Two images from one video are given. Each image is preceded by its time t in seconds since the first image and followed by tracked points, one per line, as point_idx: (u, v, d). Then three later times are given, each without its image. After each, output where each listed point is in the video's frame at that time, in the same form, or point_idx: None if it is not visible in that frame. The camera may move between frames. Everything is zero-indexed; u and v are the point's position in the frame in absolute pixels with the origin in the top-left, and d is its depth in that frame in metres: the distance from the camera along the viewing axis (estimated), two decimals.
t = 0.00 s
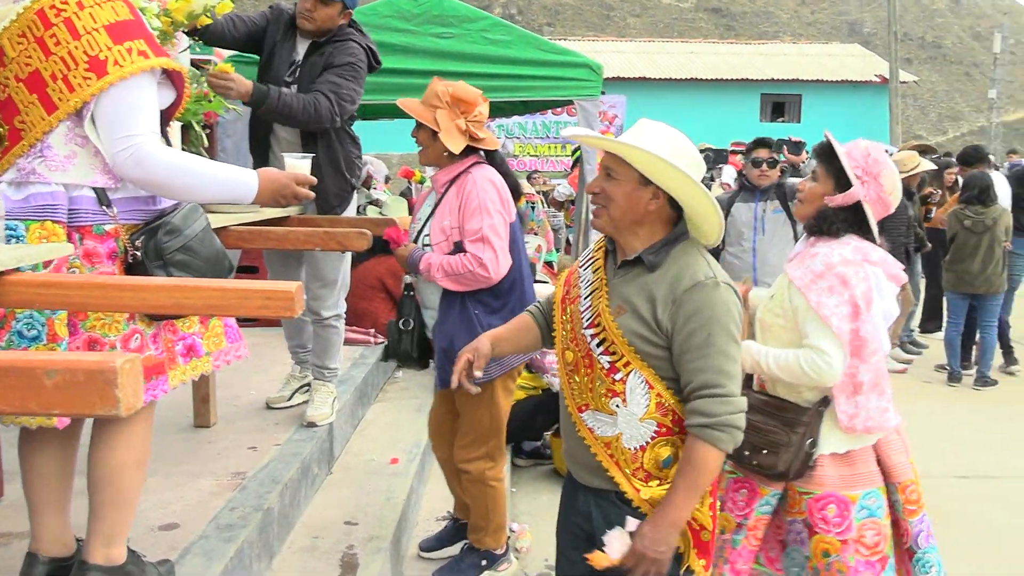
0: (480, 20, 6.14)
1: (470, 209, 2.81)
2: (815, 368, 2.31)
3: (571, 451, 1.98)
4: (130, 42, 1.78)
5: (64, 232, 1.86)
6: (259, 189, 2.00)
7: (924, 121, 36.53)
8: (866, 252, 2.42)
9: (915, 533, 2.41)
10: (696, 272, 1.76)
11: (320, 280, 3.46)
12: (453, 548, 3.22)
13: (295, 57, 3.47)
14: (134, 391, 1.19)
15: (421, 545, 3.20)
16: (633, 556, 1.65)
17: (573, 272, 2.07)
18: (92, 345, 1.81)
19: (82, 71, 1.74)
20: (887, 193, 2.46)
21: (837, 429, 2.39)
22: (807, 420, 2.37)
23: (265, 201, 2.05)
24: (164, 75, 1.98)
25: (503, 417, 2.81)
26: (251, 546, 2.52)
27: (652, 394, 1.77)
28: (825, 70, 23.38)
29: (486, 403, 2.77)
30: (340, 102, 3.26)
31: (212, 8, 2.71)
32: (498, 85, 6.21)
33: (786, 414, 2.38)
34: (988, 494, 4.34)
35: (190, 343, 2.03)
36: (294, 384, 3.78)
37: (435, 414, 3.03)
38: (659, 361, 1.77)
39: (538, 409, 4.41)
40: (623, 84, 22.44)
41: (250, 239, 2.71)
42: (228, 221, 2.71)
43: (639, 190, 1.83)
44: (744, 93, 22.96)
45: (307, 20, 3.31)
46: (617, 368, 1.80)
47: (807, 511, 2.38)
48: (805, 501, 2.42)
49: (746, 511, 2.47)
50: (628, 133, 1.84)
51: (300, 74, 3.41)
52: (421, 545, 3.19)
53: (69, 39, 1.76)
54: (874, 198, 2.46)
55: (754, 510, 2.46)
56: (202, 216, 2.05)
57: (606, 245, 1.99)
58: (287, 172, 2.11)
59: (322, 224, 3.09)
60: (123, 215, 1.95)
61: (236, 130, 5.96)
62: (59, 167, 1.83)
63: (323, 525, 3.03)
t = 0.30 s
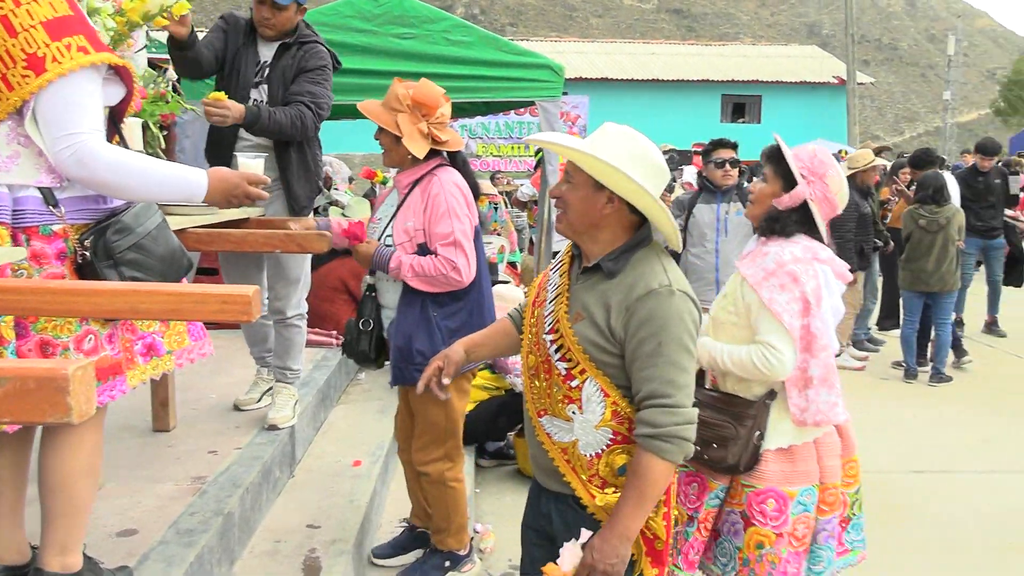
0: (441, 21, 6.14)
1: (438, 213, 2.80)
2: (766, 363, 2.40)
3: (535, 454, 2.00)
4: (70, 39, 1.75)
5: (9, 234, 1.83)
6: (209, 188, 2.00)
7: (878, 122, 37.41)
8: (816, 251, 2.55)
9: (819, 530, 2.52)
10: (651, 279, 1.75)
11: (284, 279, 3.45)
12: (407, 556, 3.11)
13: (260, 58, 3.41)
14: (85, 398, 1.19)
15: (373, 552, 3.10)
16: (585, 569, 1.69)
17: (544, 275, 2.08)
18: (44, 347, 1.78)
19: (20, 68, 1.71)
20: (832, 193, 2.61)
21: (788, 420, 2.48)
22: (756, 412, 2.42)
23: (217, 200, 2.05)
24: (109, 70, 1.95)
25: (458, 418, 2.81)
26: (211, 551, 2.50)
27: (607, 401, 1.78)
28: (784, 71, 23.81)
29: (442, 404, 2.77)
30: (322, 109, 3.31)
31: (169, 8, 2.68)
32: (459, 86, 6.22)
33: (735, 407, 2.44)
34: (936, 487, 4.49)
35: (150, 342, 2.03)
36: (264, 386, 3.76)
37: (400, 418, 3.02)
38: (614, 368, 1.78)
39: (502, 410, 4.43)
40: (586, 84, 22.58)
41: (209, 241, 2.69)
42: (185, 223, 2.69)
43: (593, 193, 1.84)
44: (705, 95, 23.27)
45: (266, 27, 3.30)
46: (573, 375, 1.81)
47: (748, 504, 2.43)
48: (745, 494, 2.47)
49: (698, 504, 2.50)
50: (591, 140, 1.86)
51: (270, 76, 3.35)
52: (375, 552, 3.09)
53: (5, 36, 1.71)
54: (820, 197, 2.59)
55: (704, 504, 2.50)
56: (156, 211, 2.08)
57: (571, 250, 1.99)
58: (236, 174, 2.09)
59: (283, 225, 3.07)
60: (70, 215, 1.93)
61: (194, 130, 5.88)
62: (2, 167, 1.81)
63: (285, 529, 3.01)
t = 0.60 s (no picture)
0: (420, 22, 6.14)
1: (421, 210, 2.79)
2: (728, 356, 2.45)
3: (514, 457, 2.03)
4: (39, 35, 1.74)
5: None
6: (186, 184, 2.00)
7: (855, 124, 37.84)
8: (776, 247, 2.60)
9: (807, 517, 2.55)
10: (623, 284, 1.75)
11: (267, 275, 3.47)
12: (387, 559, 3.11)
13: (239, 64, 3.37)
14: (60, 405, 1.19)
15: (353, 555, 3.11)
16: None
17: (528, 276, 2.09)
18: (26, 349, 1.79)
19: None
20: (791, 190, 2.69)
21: (753, 415, 2.51)
22: (724, 407, 2.47)
23: (194, 196, 2.05)
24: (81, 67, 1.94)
25: (436, 414, 2.83)
26: (191, 555, 2.49)
27: (577, 405, 1.79)
28: (763, 73, 24.02)
29: (420, 401, 2.79)
30: (313, 112, 3.40)
31: (145, 10, 2.67)
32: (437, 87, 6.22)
33: (704, 402, 2.48)
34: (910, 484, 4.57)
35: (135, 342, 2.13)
36: (245, 389, 3.75)
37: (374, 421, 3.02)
38: (584, 372, 1.79)
39: (482, 411, 4.44)
40: (567, 85, 22.64)
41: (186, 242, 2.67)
42: (162, 225, 2.68)
43: (560, 195, 1.85)
44: (685, 96, 23.43)
45: (237, 40, 3.27)
46: (545, 379, 1.82)
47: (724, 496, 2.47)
48: (721, 487, 2.51)
49: (674, 499, 2.55)
50: (559, 149, 1.86)
51: (255, 81, 3.32)
52: (355, 556, 3.09)
53: None
54: (780, 193, 2.67)
55: (681, 498, 2.54)
56: (135, 210, 2.08)
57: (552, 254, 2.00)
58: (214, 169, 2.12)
59: (260, 227, 3.06)
60: (48, 214, 1.92)
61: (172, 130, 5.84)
62: None
63: (265, 532, 3.01)
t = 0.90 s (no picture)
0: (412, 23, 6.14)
1: (412, 208, 2.80)
2: (726, 364, 2.47)
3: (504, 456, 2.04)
4: (35, 38, 1.74)
5: None
6: (179, 186, 2.01)
7: (846, 126, 38.02)
8: (759, 254, 2.64)
9: (781, 517, 2.60)
10: (610, 289, 1.76)
11: (262, 272, 3.47)
12: (378, 560, 3.11)
13: (227, 70, 3.37)
14: (55, 410, 1.20)
15: (345, 556, 3.11)
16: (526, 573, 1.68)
17: (521, 276, 2.11)
18: (27, 350, 1.87)
19: None
20: (769, 198, 2.71)
21: (745, 416, 2.55)
22: (711, 412, 2.50)
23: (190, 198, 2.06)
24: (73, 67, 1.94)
25: (429, 410, 2.85)
26: (182, 556, 2.49)
27: (561, 407, 1.80)
28: (755, 75, 24.11)
29: (412, 397, 2.81)
30: (302, 114, 3.41)
31: (137, 11, 2.67)
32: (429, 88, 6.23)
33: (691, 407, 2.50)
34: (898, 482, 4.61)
35: (129, 340, 2.32)
36: (237, 389, 3.74)
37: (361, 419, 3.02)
38: (568, 374, 1.80)
39: (474, 412, 4.45)
40: (559, 86, 22.67)
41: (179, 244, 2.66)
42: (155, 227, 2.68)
43: (564, 199, 1.86)
44: (677, 97, 23.50)
45: (225, 43, 3.27)
46: (531, 378, 1.84)
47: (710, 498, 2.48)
48: (706, 489, 2.52)
49: (658, 500, 2.54)
50: (561, 147, 1.88)
51: (244, 87, 3.33)
52: (346, 557, 3.10)
53: None
54: (759, 203, 2.69)
55: (664, 500, 2.54)
56: (130, 211, 2.17)
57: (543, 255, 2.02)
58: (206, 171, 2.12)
59: (252, 229, 3.06)
60: (47, 216, 1.96)
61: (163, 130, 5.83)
62: None
63: (257, 533, 3.01)
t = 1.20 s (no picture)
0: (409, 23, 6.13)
1: (407, 206, 2.80)
2: (710, 352, 2.48)
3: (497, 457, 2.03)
4: (45, 43, 1.75)
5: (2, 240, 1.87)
6: (184, 190, 2.05)
7: (843, 125, 38.09)
8: (753, 247, 2.66)
9: (771, 508, 2.58)
10: (597, 276, 1.78)
11: (258, 275, 3.47)
12: (376, 560, 3.12)
13: (225, 69, 3.37)
14: (57, 408, 1.21)
15: (343, 556, 3.11)
16: (540, 563, 1.68)
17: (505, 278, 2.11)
18: (33, 350, 1.86)
19: None
20: (770, 193, 2.72)
21: (727, 409, 2.57)
22: (700, 399, 2.54)
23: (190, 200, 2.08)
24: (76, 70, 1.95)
25: (425, 407, 2.85)
26: (181, 555, 2.49)
27: (556, 398, 1.80)
28: (751, 75, 24.15)
29: (407, 394, 2.81)
30: (298, 119, 3.41)
31: (135, 11, 2.67)
32: (427, 87, 6.23)
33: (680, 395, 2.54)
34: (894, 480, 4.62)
35: (122, 338, 2.36)
36: (235, 389, 3.75)
37: (361, 422, 3.03)
38: (561, 365, 1.81)
39: (472, 412, 4.46)
40: (556, 86, 22.68)
41: (176, 245, 2.67)
42: (152, 227, 2.68)
43: (548, 193, 1.86)
44: (673, 97, 23.53)
45: (226, 43, 3.28)
46: (524, 373, 1.84)
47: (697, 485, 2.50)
48: (693, 476, 2.54)
49: (648, 487, 2.57)
50: (542, 142, 1.89)
51: (240, 86, 3.33)
52: (344, 556, 3.10)
53: None
54: (759, 198, 2.71)
55: (653, 487, 2.58)
56: (128, 211, 2.22)
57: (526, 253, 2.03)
58: (208, 174, 2.16)
59: (251, 230, 3.06)
60: (53, 216, 2.01)
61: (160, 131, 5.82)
62: None
63: (254, 532, 3.01)
